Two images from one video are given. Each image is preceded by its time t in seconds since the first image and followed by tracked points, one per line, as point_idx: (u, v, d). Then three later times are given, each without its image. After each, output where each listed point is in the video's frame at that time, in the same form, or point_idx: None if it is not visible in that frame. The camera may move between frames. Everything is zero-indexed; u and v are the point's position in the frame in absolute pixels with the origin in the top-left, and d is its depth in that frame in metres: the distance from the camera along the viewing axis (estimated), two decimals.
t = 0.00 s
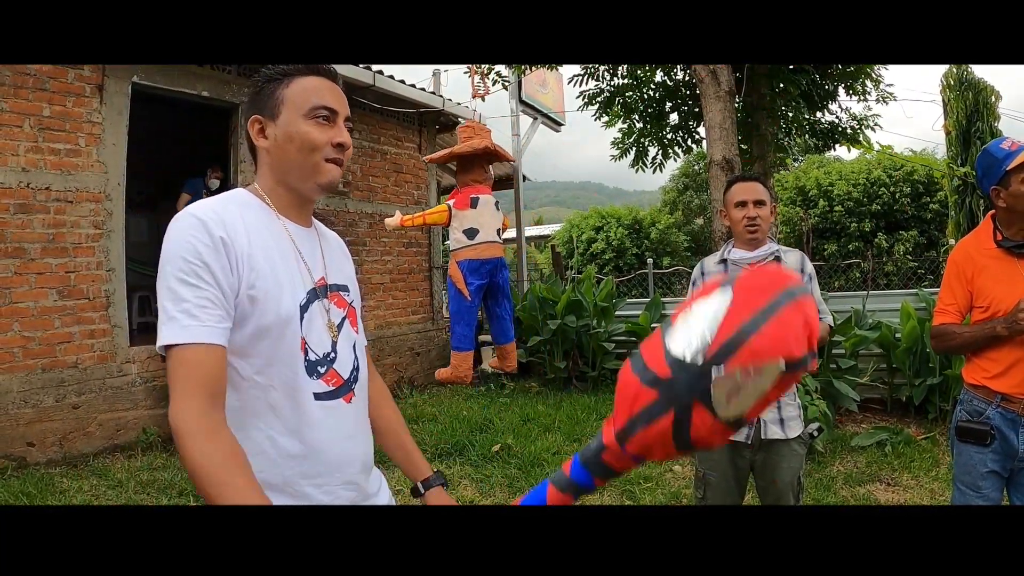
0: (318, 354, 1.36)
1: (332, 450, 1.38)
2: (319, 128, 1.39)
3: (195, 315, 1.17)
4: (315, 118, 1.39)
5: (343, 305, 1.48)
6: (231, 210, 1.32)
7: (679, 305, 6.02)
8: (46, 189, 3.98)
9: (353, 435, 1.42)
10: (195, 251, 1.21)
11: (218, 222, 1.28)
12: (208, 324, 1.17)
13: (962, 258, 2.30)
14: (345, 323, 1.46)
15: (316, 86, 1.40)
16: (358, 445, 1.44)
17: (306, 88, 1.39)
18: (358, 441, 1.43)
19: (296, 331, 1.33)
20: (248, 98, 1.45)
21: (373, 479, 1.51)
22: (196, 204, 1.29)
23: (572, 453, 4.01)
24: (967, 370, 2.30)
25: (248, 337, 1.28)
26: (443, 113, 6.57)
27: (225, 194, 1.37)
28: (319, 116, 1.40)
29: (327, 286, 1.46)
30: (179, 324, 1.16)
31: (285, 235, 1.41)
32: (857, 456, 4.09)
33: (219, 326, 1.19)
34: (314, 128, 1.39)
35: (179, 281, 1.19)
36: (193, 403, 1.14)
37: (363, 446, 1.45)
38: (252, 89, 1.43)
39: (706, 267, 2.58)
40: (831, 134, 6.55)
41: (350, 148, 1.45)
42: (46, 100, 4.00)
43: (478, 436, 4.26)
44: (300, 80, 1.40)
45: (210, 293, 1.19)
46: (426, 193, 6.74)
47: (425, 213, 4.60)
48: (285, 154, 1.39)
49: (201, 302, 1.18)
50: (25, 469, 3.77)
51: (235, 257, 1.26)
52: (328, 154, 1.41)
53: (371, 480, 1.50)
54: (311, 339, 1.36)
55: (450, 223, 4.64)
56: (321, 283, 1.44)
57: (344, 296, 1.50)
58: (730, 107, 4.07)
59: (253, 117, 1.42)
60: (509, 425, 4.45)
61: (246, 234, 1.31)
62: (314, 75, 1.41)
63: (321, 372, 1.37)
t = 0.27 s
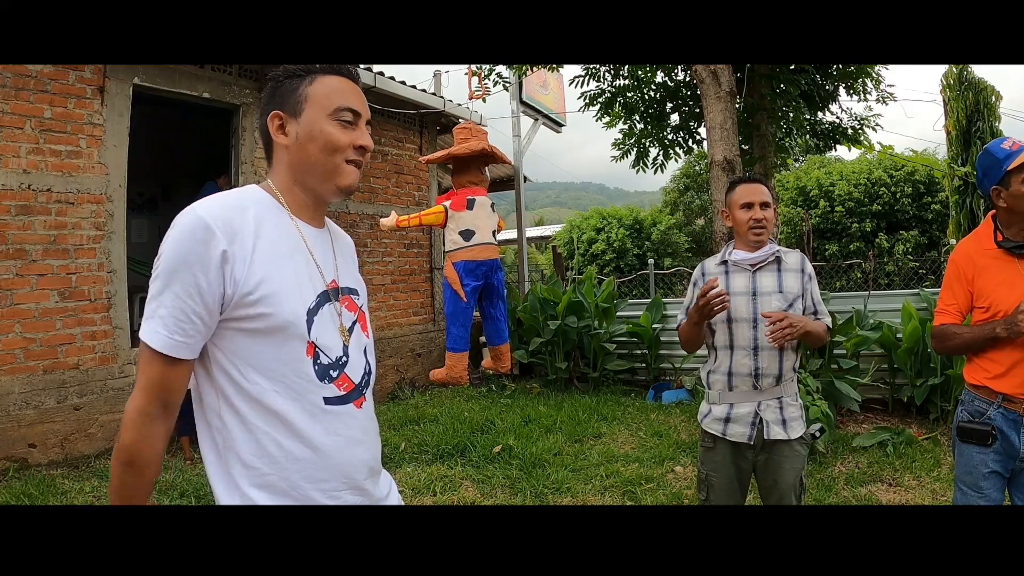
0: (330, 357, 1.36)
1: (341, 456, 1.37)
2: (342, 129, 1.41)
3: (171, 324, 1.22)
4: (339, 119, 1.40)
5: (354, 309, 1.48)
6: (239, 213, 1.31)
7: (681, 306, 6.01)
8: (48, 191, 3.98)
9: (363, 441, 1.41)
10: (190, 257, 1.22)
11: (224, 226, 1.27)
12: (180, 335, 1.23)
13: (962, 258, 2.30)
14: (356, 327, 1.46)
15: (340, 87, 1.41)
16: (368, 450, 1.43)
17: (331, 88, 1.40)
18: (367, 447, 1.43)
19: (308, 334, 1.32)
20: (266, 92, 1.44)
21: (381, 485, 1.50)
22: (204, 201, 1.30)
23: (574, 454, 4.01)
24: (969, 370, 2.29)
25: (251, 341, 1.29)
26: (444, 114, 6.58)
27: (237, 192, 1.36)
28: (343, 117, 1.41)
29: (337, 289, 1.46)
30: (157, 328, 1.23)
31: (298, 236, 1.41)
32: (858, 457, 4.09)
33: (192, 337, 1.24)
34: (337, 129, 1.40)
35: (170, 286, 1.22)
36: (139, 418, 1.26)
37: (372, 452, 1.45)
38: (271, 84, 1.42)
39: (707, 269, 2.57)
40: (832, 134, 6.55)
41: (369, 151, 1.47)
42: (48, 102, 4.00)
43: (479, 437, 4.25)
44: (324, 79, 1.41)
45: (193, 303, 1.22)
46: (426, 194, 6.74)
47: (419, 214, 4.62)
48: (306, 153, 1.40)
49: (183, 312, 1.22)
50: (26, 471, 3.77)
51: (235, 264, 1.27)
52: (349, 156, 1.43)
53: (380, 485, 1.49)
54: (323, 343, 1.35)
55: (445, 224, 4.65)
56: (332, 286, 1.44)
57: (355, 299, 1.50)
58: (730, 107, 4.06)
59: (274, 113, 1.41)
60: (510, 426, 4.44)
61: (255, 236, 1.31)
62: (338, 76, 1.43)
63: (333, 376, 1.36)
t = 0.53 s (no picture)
0: (324, 358, 1.35)
1: (338, 456, 1.36)
2: (335, 131, 1.41)
3: (162, 327, 1.25)
4: (332, 121, 1.40)
5: (350, 309, 1.48)
6: (230, 216, 1.31)
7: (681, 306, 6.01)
8: (48, 193, 3.98)
9: (359, 441, 1.41)
10: (180, 262, 1.24)
11: (213, 230, 1.28)
12: (172, 337, 1.26)
13: (962, 258, 2.30)
14: (352, 326, 1.46)
15: (333, 89, 1.41)
16: (365, 451, 1.43)
17: (323, 89, 1.40)
18: (364, 447, 1.42)
19: (300, 334, 1.32)
20: (259, 94, 1.44)
21: (380, 486, 1.50)
22: (193, 206, 1.30)
23: (574, 455, 4.01)
24: (969, 371, 2.29)
25: (244, 343, 1.29)
26: (444, 115, 6.58)
27: (230, 195, 1.37)
28: (336, 119, 1.41)
29: (333, 289, 1.45)
30: (151, 330, 1.25)
31: (292, 237, 1.40)
32: (859, 457, 4.08)
33: (185, 338, 1.27)
34: (330, 131, 1.40)
35: (160, 291, 1.24)
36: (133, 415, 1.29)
37: (369, 452, 1.44)
38: (263, 86, 1.42)
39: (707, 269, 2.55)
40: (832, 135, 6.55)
41: (363, 153, 1.47)
42: (48, 103, 4.01)
43: (480, 438, 4.25)
44: (316, 81, 1.41)
45: (182, 307, 1.24)
46: (427, 195, 6.74)
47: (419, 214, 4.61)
48: (298, 155, 1.40)
49: (173, 315, 1.24)
50: (27, 472, 3.77)
51: (223, 268, 1.27)
52: (343, 158, 1.42)
53: (379, 485, 1.49)
54: (317, 343, 1.34)
55: (444, 224, 4.65)
56: (327, 286, 1.43)
57: (352, 299, 1.50)
58: (730, 108, 4.06)
59: (267, 115, 1.41)
60: (511, 427, 4.45)
61: (246, 237, 1.31)
62: (331, 77, 1.43)
63: (327, 376, 1.36)
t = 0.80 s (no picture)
0: (312, 357, 1.35)
1: (331, 455, 1.34)
2: (316, 134, 1.41)
3: (180, 324, 1.19)
4: (312, 123, 1.40)
5: (339, 307, 1.48)
6: (218, 217, 1.31)
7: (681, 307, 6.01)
8: (49, 194, 3.99)
9: (352, 440, 1.39)
10: (179, 261, 1.22)
11: (204, 229, 1.27)
12: (194, 335, 1.19)
13: (961, 260, 2.30)
14: (341, 325, 1.46)
15: (313, 93, 1.41)
16: (359, 450, 1.41)
17: (304, 93, 1.40)
18: (358, 445, 1.41)
19: (288, 333, 1.31)
20: (241, 100, 1.45)
21: (375, 486, 1.48)
22: (184, 210, 1.29)
23: (575, 456, 4.01)
24: (968, 371, 2.29)
25: (236, 343, 1.28)
26: (444, 116, 6.59)
27: (214, 200, 1.37)
28: (316, 122, 1.41)
29: (321, 288, 1.45)
30: (162, 338, 1.18)
31: (277, 239, 1.41)
32: (860, 458, 4.08)
33: (205, 336, 1.21)
34: (311, 134, 1.40)
35: (162, 292, 1.21)
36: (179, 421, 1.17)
37: (363, 450, 1.43)
38: (245, 91, 1.43)
39: (706, 271, 2.55)
40: (832, 135, 6.55)
41: (345, 155, 1.46)
42: (48, 105, 4.01)
43: (480, 439, 4.25)
44: (297, 85, 1.41)
45: (194, 304, 1.20)
46: (427, 197, 6.75)
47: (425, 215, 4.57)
48: (280, 158, 1.40)
49: (185, 313, 1.20)
50: (28, 474, 3.77)
51: (219, 266, 1.26)
52: (324, 160, 1.42)
53: (376, 484, 1.47)
54: (305, 343, 1.34)
55: (450, 226, 4.62)
56: (314, 286, 1.43)
57: (341, 298, 1.50)
58: (730, 108, 4.06)
59: (249, 120, 1.42)
60: (512, 428, 4.45)
61: (235, 239, 1.31)
62: (312, 81, 1.43)
63: (316, 375, 1.35)
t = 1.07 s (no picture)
0: (309, 357, 1.36)
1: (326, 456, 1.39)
2: (316, 137, 1.40)
3: (205, 313, 1.18)
4: (312, 126, 1.39)
5: (336, 308, 1.48)
6: (219, 214, 1.32)
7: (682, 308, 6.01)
8: (49, 195, 3.99)
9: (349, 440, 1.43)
10: (188, 256, 1.22)
11: (208, 226, 1.27)
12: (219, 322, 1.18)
13: (962, 260, 2.30)
14: (338, 325, 1.46)
15: (315, 95, 1.40)
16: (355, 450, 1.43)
17: (306, 95, 1.39)
18: (354, 445, 1.45)
19: (286, 334, 1.32)
20: (242, 97, 1.45)
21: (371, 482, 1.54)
22: (186, 207, 1.29)
23: (576, 457, 4.00)
24: (969, 371, 2.29)
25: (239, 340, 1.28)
26: (445, 117, 6.59)
27: (213, 198, 1.37)
28: (317, 125, 1.40)
29: (319, 288, 1.46)
30: (189, 330, 1.17)
31: (275, 238, 1.41)
32: (861, 458, 4.08)
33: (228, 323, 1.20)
34: (310, 138, 1.39)
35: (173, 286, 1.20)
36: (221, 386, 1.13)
37: (359, 450, 1.47)
38: (246, 89, 1.43)
39: (707, 270, 2.56)
40: (832, 135, 6.55)
41: (344, 159, 1.45)
42: (49, 106, 4.01)
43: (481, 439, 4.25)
44: (298, 86, 1.40)
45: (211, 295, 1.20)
46: (428, 197, 6.74)
47: (433, 214, 4.56)
48: (279, 159, 1.40)
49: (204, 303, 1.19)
50: (28, 475, 3.77)
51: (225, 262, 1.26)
52: (323, 165, 1.42)
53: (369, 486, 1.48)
54: (303, 344, 1.35)
55: (460, 225, 4.63)
56: (312, 286, 1.44)
57: (337, 297, 1.50)
58: (731, 109, 4.06)
59: (251, 119, 1.42)
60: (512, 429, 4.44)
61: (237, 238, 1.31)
62: (314, 83, 1.42)
63: (314, 375, 1.36)
